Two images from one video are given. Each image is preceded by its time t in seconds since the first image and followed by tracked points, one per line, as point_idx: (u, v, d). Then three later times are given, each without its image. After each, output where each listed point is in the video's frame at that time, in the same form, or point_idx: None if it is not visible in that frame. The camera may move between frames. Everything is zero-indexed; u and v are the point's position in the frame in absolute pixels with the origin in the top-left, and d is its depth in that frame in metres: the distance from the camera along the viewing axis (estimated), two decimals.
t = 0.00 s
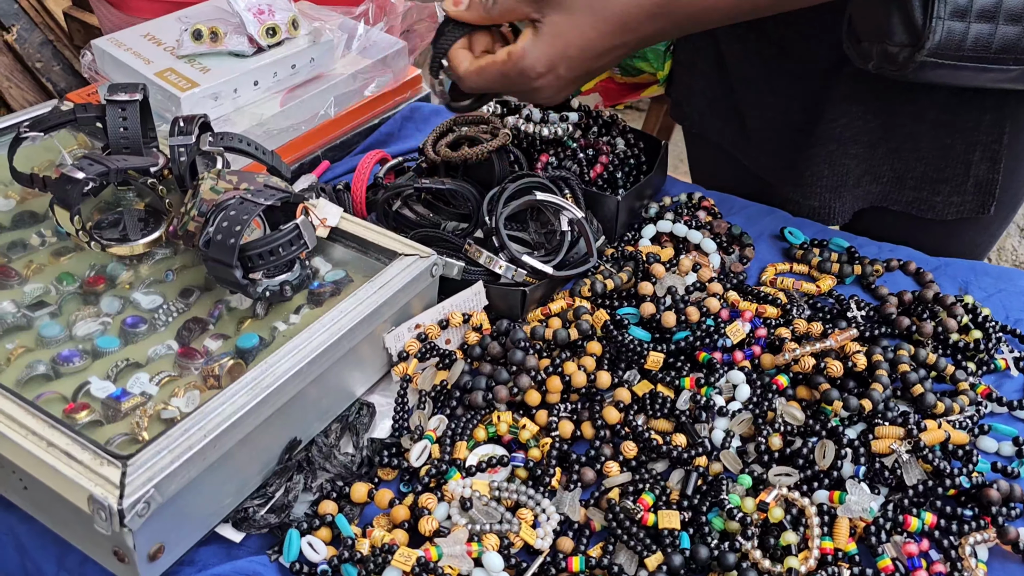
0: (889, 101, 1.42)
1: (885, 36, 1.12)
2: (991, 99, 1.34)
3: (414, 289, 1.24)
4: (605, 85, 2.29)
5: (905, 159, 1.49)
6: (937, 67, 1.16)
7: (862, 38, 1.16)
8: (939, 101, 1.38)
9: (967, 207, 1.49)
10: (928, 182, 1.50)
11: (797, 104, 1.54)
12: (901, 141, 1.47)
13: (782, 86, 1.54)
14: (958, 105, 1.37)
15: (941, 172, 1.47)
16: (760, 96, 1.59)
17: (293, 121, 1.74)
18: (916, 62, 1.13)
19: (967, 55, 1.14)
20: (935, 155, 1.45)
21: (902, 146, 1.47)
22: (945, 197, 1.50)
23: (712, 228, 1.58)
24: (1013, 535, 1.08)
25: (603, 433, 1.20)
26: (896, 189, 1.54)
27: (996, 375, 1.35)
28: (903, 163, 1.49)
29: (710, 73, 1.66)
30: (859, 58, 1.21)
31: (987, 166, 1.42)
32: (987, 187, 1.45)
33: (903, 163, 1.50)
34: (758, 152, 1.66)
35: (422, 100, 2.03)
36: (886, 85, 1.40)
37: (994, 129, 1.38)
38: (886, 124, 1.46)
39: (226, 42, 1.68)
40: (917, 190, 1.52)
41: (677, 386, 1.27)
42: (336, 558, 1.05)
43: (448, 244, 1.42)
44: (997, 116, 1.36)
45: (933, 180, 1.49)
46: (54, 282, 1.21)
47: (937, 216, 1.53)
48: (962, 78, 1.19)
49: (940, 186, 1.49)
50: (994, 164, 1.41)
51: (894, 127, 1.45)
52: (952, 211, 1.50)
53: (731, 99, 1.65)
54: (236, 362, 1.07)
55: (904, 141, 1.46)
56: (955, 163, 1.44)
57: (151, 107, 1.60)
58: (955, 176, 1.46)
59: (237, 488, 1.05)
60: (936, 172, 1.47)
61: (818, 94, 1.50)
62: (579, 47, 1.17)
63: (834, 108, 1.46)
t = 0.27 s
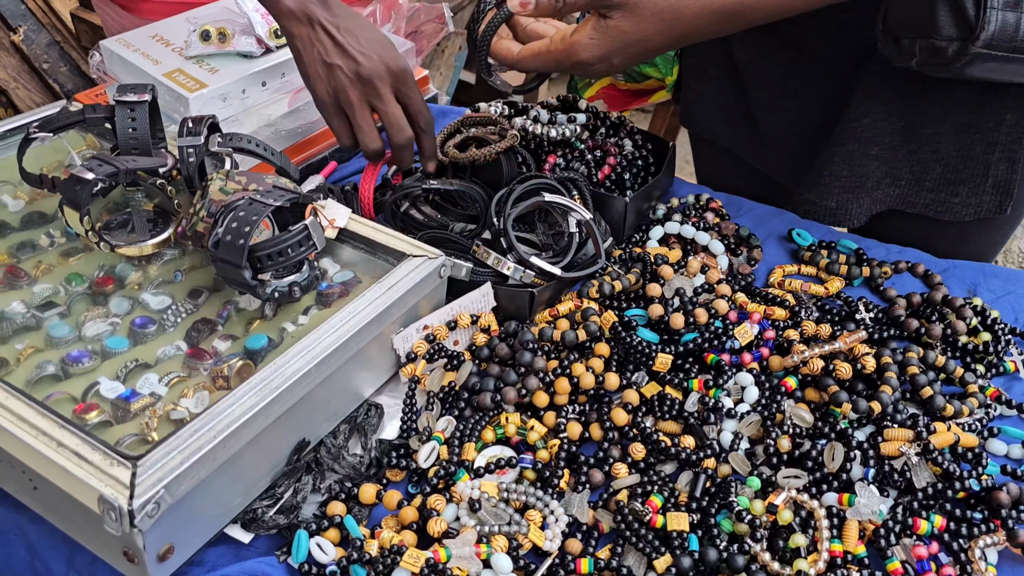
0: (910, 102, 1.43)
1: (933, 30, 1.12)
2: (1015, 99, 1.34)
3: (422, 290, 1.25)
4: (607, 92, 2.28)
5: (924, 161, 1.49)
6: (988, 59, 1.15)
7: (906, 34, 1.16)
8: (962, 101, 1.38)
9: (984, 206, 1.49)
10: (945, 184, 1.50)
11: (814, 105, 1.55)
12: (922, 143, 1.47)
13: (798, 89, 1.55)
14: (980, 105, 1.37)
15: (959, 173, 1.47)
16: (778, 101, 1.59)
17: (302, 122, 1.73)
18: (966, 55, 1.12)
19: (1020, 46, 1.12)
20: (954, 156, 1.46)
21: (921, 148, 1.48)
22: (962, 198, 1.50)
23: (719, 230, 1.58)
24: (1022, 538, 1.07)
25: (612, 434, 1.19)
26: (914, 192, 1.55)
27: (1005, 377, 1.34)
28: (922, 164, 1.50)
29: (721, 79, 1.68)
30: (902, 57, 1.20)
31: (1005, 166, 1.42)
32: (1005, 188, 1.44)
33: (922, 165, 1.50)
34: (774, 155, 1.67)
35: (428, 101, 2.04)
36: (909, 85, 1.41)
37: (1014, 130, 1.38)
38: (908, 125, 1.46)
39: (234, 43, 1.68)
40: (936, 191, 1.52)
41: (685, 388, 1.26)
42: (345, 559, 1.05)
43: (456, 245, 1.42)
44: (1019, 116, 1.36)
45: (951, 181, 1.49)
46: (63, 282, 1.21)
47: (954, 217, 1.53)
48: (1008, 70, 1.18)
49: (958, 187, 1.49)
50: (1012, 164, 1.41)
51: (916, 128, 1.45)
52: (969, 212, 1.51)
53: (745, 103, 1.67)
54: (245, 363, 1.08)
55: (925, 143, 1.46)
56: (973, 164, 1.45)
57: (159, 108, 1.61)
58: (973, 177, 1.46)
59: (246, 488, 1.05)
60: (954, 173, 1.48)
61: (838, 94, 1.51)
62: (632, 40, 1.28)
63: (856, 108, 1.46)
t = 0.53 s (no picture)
0: (924, 103, 1.43)
1: (955, 29, 1.12)
2: None
3: (427, 290, 1.25)
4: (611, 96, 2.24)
5: (935, 162, 1.50)
6: (1010, 57, 1.15)
7: (927, 34, 1.16)
8: (975, 102, 1.39)
9: (994, 208, 1.49)
10: (955, 185, 1.51)
11: (826, 109, 1.56)
12: (934, 144, 1.48)
13: (808, 93, 1.56)
14: (992, 106, 1.38)
15: (970, 174, 1.48)
16: (789, 105, 1.60)
17: (308, 123, 1.75)
18: (990, 53, 1.12)
19: None
20: (964, 158, 1.47)
21: (933, 149, 1.48)
22: (973, 199, 1.50)
23: (723, 231, 1.58)
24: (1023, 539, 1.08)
25: (615, 435, 1.21)
26: (924, 194, 1.55)
27: (1007, 378, 1.35)
28: (933, 165, 1.51)
29: (727, 84, 1.71)
30: (924, 55, 1.20)
31: (1015, 167, 1.42)
32: (1015, 189, 1.45)
33: (933, 167, 1.51)
34: (784, 159, 1.68)
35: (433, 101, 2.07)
36: (923, 85, 1.40)
37: None
38: (922, 126, 1.46)
39: (240, 45, 1.69)
40: (945, 193, 1.53)
41: (688, 389, 1.27)
42: (350, 557, 1.06)
43: (461, 245, 1.43)
44: None
45: (961, 182, 1.50)
46: (71, 282, 1.22)
47: (964, 218, 1.54)
48: None
49: (968, 188, 1.50)
50: None
51: (929, 130, 1.46)
52: (979, 213, 1.51)
53: (756, 108, 1.68)
54: (251, 362, 1.09)
55: (937, 144, 1.47)
56: (984, 164, 1.45)
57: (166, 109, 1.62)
58: (982, 179, 1.47)
59: (253, 487, 1.06)
60: (965, 175, 1.49)
61: (851, 97, 1.52)
62: (658, 17, 1.31)
63: (878, 110, 1.43)
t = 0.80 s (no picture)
0: (936, 99, 1.42)
1: (965, 23, 1.11)
2: None
3: (426, 287, 1.25)
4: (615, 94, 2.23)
5: (943, 160, 1.49)
6: (1021, 51, 1.15)
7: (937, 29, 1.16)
8: (985, 99, 1.38)
9: (1001, 205, 1.49)
10: (962, 184, 1.50)
11: (832, 108, 1.56)
12: (941, 141, 1.47)
13: (814, 92, 1.57)
14: (1000, 103, 1.37)
15: (976, 172, 1.47)
16: (793, 104, 1.61)
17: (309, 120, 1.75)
18: (1001, 47, 1.12)
19: None
20: (972, 156, 1.46)
21: (941, 147, 1.47)
22: (980, 197, 1.50)
23: (724, 229, 1.58)
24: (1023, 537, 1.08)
25: (614, 432, 1.21)
26: (930, 192, 1.54)
27: (1008, 377, 1.35)
28: (941, 163, 1.49)
29: (732, 83, 1.74)
30: (934, 49, 1.20)
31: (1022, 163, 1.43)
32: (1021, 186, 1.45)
33: (941, 164, 1.49)
34: (788, 159, 1.68)
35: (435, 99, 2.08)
36: (933, 83, 1.39)
37: None
38: (930, 124, 1.45)
39: (241, 41, 1.70)
40: (953, 191, 1.51)
41: (687, 386, 1.27)
42: (349, 553, 1.06)
43: (462, 242, 1.43)
44: None
45: (968, 180, 1.49)
46: (71, 278, 1.22)
47: (971, 217, 1.53)
48: None
49: (975, 186, 1.49)
50: None
51: (937, 128, 1.45)
52: (986, 211, 1.51)
53: (762, 109, 1.69)
54: (250, 359, 1.09)
55: (945, 142, 1.46)
56: (991, 162, 1.45)
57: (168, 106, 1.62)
58: (989, 176, 1.47)
59: (252, 483, 1.06)
60: (972, 172, 1.48)
61: (856, 96, 1.52)
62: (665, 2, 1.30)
63: (889, 107, 1.42)
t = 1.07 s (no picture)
0: (944, 96, 1.41)
1: (975, 20, 1.10)
2: None
3: (428, 285, 1.25)
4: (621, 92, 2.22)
5: (950, 157, 1.48)
6: None
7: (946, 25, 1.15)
8: (994, 96, 1.36)
9: (1009, 205, 1.47)
10: (969, 182, 1.48)
11: (840, 106, 1.55)
12: (949, 138, 1.46)
13: (821, 90, 1.56)
14: (1009, 101, 1.35)
15: (984, 170, 1.45)
16: (800, 102, 1.60)
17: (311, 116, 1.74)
18: (1012, 44, 1.10)
19: None
20: (980, 154, 1.44)
21: (948, 145, 1.46)
22: (987, 196, 1.48)
23: (727, 227, 1.57)
24: None
25: (616, 431, 1.20)
26: (937, 189, 1.53)
27: (1013, 377, 1.33)
28: (948, 161, 1.48)
29: (738, 83, 1.73)
30: (944, 46, 1.19)
31: None
32: None
33: (948, 162, 1.48)
34: (794, 158, 1.68)
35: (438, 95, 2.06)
36: (941, 80, 1.39)
37: None
38: (937, 122, 1.45)
39: (243, 38, 1.69)
40: (959, 189, 1.50)
41: (690, 385, 1.26)
42: (350, 552, 1.06)
43: (463, 240, 1.43)
44: None
45: (975, 179, 1.47)
46: (73, 275, 1.22)
47: (978, 216, 1.51)
48: None
49: (982, 185, 1.47)
50: None
51: (945, 125, 1.44)
52: (993, 210, 1.49)
53: (768, 106, 1.68)
54: (251, 356, 1.09)
55: (952, 139, 1.45)
56: (999, 160, 1.42)
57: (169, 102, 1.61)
58: (997, 176, 1.44)
59: (253, 481, 1.06)
60: (979, 171, 1.46)
61: (863, 94, 1.51)
62: None
63: (898, 105, 1.42)
